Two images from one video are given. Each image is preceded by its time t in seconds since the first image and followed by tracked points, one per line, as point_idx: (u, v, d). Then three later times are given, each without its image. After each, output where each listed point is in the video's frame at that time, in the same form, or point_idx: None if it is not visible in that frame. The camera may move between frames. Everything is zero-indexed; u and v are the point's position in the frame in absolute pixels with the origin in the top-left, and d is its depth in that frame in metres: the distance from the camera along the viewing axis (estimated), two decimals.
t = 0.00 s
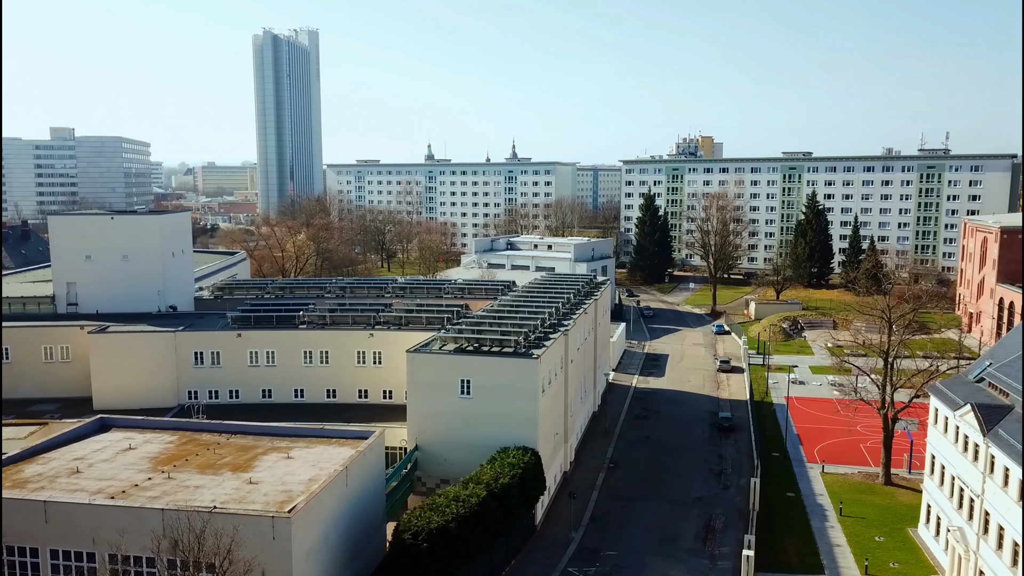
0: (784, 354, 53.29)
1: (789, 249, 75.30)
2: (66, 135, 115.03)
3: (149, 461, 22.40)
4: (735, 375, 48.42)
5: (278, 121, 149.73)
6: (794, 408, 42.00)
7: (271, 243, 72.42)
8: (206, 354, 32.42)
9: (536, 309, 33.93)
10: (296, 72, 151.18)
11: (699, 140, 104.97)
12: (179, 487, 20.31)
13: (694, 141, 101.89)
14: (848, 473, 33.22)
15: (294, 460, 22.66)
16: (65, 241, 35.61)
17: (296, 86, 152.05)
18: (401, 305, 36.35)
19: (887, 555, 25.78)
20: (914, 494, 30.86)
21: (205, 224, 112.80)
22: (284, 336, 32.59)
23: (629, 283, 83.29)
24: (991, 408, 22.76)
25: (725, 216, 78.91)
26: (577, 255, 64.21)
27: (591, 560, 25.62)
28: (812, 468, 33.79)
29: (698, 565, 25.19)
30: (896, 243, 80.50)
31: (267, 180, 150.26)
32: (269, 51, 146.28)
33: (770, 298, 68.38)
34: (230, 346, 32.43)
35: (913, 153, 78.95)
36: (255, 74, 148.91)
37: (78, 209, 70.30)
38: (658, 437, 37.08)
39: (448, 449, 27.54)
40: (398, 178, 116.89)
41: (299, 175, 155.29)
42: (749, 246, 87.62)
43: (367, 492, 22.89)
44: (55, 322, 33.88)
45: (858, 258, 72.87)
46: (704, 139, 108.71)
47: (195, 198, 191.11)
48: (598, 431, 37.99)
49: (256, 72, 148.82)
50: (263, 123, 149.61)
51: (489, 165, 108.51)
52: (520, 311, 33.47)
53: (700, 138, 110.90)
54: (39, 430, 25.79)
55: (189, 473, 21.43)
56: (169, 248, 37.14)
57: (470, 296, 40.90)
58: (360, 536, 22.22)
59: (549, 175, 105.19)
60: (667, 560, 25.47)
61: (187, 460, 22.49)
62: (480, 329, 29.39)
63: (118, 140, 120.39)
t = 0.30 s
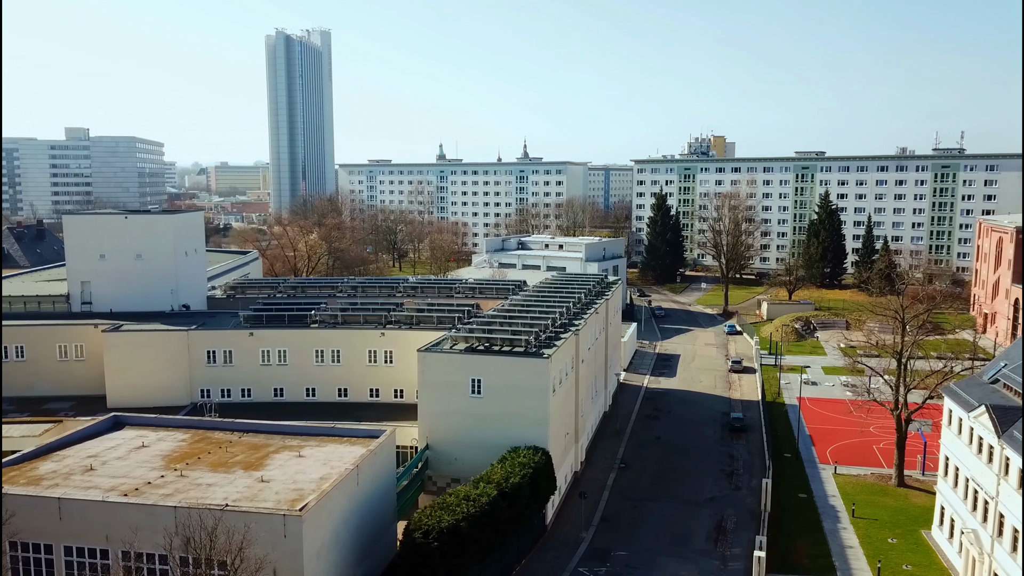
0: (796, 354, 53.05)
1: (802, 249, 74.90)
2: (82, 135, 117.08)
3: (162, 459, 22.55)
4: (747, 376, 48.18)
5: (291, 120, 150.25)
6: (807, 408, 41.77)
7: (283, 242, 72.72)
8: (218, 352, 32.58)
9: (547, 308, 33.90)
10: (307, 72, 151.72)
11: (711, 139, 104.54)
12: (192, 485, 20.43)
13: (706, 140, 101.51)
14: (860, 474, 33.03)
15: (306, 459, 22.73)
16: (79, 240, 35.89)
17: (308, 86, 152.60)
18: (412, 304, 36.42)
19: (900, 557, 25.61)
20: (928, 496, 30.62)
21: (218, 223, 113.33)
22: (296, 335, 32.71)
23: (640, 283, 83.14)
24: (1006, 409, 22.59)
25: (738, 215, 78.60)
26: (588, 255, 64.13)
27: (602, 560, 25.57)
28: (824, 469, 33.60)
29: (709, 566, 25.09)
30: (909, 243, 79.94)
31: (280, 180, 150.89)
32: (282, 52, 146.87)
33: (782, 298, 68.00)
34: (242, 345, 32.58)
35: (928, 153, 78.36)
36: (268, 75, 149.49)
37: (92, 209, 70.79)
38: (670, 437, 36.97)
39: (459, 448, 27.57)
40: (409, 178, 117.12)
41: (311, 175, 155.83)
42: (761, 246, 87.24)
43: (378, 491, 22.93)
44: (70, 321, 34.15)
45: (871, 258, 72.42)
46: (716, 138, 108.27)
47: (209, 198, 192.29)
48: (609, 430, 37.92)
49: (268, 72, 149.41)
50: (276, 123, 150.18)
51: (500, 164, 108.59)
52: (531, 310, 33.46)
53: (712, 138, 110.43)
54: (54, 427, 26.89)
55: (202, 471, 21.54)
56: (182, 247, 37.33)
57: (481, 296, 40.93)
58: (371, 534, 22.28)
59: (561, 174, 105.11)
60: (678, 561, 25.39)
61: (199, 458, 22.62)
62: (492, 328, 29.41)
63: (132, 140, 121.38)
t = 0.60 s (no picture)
0: (809, 355, 52.78)
1: (815, 249, 74.50)
2: (97, 134, 118.74)
3: (175, 457, 22.68)
4: (759, 377, 47.96)
5: (303, 120, 150.78)
6: (819, 410, 41.55)
7: (296, 242, 73.03)
8: (231, 352, 32.75)
9: (558, 309, 33.84)
10: (320, 72, 152.34)
11: (723, 139, 104.18)
12: (204, 483, 20.55)
13: (718, 140, 101.17)
14: (873, 476, 32.81)
15: (318, 458, 22.81)
16: (94, 239, 36.17)
17: (321, 87, 153.19)
18: (423, 304, 36.48)
19: (913, 559, 25.41)
20: (942, 498, 30.37)
21: (230, 223, 113.81)
22: (308, 334, 32.84)
23: (652, 283, 82.96)
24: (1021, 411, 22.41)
25: (750, 215, 78.27)
26: (599, 255, 64.05)
27: (612, 560, 25.53)
28: (837, 471, 33.40)
29: (721, 567, 24.99)
30: (923, 244, 79.36)
31: (292, 180, 151.49)
32: (294, 53, 147.49)
33: (795, 298, 67.62)
34: (254, 344, 32.74)
35: (942, 153, 77.78)
36: (280, 75, 150.06)
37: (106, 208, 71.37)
38: (681, 438, 36.85)
39: (470, 448, 27.59)
40: (421, 178, 117.30)
41: (323, 175, 156.38)
42: (774, 246, 86.86)
43: (389, 489, 22.98)
44: (84, 319, 34.41)
45: (885, 259, 71.92)
46: (728, 138, 107.85)
47: (222, 198, 193.31)
48: (620, 431, 37.84)
49: (280, 73, 150.08)
50: (288, 123, 150.75)
51: (511, 164, 108.63)
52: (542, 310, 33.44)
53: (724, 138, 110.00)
54: (69, 424, 27.04)
55: (214, 469, 21.67)
56: (195, 246, 37.54)
57: (492, 296, 40.93)
58: (382, 533, 22.33)
59: (572, 174, 105.06)
60: (689, 562, 25.31)
61: (212, 456, 22.74)
62: (503, 328, 29.39)
63: (145, 140, 122.42)
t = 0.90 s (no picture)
0: (821, 355, 52.52)
1: (828, 249, 74.08)
2: (111, 134, 119.49)
3: (188, 454, 22.83)
4: (771, 377, 47.75)
5: (315, 120, 151.32)
6: (832, 410, 41.31)
7: (308, 241, 73.29)
8: (243, 350, 32.93)
9: (569, 308, 33.81)
10: (332, 72, 152.87)
11: (735, 138, 103.80)
12: (217, 481, 20.68)
13: (730, 139, 100.80)
14: (886, 477, 32.62)
15: (329, 456, 22.90)
16: (108, 239, 36.44)
17: (333, 86, 153.73)
18: (434, 303, 36.53)
19: (927, 561, 25.22)
20: (956, 499, 30.12)
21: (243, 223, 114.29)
22: (319, 333, 32.96)
23: (663, 283, 82.75)
24: None
25: (762, 215, 77.93)
26: (611, 255, 63.97)
27: (623, 560, 25.49)
28: (850, 472, 33.22)
29: (732, 568, 24.90)
30: (938, 244, 78.71)
31: (304, 180, 152.06)
32: (306, 52, 148.05)
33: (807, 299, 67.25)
34: (266, 342, 32.91)
35: (957, 152, 77.19)
36: (293, 75, 150.63)
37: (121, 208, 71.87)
38: (693, 438, 36.75)
39: (481, 447, 27.62)
40: (432, 177, 117.48)
41: (335, 175, 156.91)
42: (786, 246, 86.44)
43: (400, 488, 23.03)
44: (98, 318, 34.68)
45: (899, 259, 71.43)
46: (740, 137, 107.40)
47: (235, 197, 194.33)
48: (631, 431, 37.77)
49: (293, 73, 150.69)
50: (301, 123, 151.31)
51: (522, 164, 108.64)
52: (553, 310, 33.42)
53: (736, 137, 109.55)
54: (83, 422, 27.57)
55: (227, 467, 21.80)
56: (209, 246, 37.75)
57: (503, 295, 40.94)
58: (393, 532, 22.39)
59: (583, 173, 104.99)
60: (700, 562, 25.24)
61: (224, 454, 22.88)
62: (514, 327, 29.38)
63: (159, 140, 123.25)
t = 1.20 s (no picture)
0: (834, 356, 52.24)
1: (841, 249, 73.62)
2: (125, 134, 120.44)
3: (201, 452, 22.98)
4: (784, 378, 47.55)
5: (328, 120, 151.86)
6: (845, 411, 41.06)
7: (320, 241, 73.56)
8: (256, 349, 33.11)
9: (581, 308, 33.76)
10: (344, 72, 153.43)
11: (748, 137, 103.39)
12: (230, 479, 20.81)
13: (743, 139, 100.39)
14: (900, 478, 32.40)
15: (341, 455, 22.99)
16: (122, 238, 36.72)
17: (345, 86, 154.30)
18: (446, 302, 36.57)
19: (941, 563, 25.03)
20: (971, 502, 29.88)
21: (256, 222, 114.78)
22: (331, 331, 33.08)
23: (675, 283, 82.53)
24: None
25: (775, 215, 77.56)
26: (622, 254, 63.87)
27: (634, 561, 25.44)
28: (863, 473, 33.02)
29: (743, 568, 24.82)
30: (953, 244, 78.04)
31: (316, 179, 152.58)
32: (319, 52, 148.62)
33: (820, 299, 66.86)
34: (279, 341, 33.07)
35: (972, 152, 76.58)
36: (305, 75, 151.23)
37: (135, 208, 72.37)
38: (704, 439, 36.61)
39: (492, 446, 27.65)
40: (444, 177, 117.67)
41: (347, 174, 157.38)
42: (799, 246, 86.01)
43: (411, 487, 23.07)
44: (112, 316, 34.94)
45: (913, 259, 70.90)
46: (753, 137, 106.95)
47: (247, 196, 195.12)
48: (643, 431, 37.69)
49: (306, 73, 151.31)
50: (313, 123, 151.87)
51: (534, 164, 108.65)
52: (564, 309, 33.41)
53: (749, 137, 109.12)
54: (98, 420, 27.84)
55: (240, 465, 21.92)
56: (221, 246, 37.96)
57: (515, 295, 40.95)
58: (404, 530, 22.45)
59: (595, 173, 104.88)
60: (712, 563, 25.18)
61: (237, 452, 23.01)
62: (525, 327, 29.38)
63: (173, 140, 124.15)
